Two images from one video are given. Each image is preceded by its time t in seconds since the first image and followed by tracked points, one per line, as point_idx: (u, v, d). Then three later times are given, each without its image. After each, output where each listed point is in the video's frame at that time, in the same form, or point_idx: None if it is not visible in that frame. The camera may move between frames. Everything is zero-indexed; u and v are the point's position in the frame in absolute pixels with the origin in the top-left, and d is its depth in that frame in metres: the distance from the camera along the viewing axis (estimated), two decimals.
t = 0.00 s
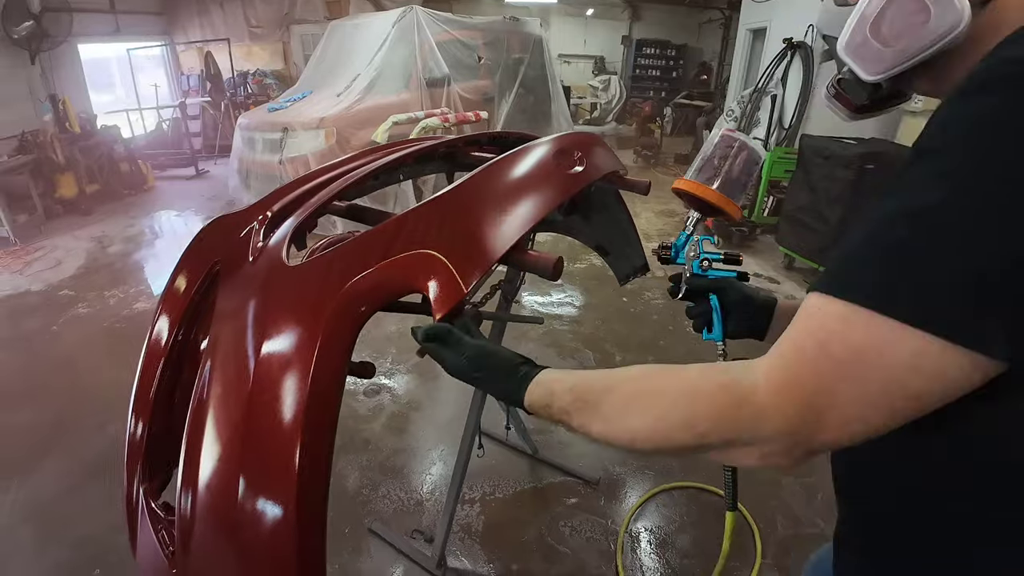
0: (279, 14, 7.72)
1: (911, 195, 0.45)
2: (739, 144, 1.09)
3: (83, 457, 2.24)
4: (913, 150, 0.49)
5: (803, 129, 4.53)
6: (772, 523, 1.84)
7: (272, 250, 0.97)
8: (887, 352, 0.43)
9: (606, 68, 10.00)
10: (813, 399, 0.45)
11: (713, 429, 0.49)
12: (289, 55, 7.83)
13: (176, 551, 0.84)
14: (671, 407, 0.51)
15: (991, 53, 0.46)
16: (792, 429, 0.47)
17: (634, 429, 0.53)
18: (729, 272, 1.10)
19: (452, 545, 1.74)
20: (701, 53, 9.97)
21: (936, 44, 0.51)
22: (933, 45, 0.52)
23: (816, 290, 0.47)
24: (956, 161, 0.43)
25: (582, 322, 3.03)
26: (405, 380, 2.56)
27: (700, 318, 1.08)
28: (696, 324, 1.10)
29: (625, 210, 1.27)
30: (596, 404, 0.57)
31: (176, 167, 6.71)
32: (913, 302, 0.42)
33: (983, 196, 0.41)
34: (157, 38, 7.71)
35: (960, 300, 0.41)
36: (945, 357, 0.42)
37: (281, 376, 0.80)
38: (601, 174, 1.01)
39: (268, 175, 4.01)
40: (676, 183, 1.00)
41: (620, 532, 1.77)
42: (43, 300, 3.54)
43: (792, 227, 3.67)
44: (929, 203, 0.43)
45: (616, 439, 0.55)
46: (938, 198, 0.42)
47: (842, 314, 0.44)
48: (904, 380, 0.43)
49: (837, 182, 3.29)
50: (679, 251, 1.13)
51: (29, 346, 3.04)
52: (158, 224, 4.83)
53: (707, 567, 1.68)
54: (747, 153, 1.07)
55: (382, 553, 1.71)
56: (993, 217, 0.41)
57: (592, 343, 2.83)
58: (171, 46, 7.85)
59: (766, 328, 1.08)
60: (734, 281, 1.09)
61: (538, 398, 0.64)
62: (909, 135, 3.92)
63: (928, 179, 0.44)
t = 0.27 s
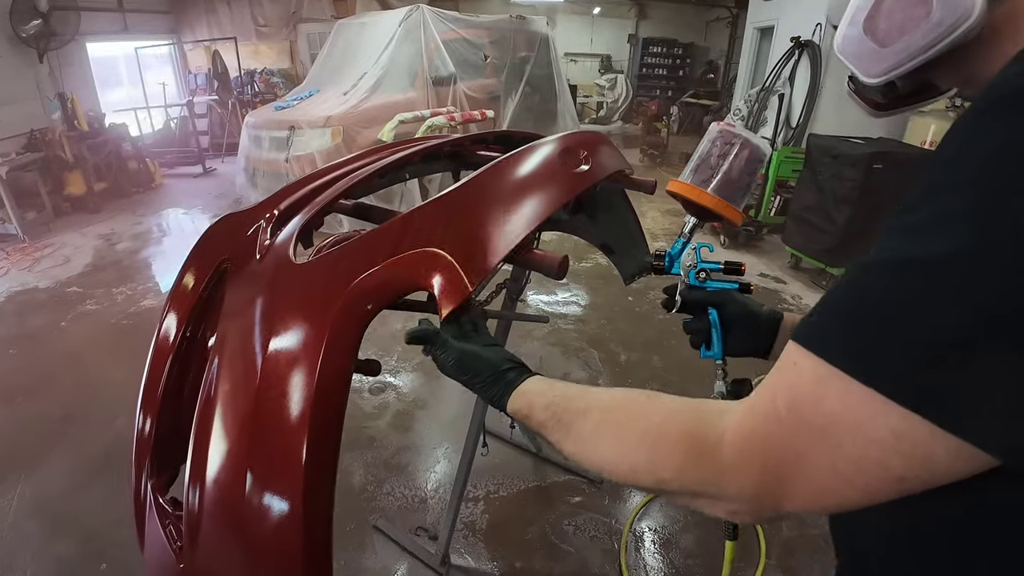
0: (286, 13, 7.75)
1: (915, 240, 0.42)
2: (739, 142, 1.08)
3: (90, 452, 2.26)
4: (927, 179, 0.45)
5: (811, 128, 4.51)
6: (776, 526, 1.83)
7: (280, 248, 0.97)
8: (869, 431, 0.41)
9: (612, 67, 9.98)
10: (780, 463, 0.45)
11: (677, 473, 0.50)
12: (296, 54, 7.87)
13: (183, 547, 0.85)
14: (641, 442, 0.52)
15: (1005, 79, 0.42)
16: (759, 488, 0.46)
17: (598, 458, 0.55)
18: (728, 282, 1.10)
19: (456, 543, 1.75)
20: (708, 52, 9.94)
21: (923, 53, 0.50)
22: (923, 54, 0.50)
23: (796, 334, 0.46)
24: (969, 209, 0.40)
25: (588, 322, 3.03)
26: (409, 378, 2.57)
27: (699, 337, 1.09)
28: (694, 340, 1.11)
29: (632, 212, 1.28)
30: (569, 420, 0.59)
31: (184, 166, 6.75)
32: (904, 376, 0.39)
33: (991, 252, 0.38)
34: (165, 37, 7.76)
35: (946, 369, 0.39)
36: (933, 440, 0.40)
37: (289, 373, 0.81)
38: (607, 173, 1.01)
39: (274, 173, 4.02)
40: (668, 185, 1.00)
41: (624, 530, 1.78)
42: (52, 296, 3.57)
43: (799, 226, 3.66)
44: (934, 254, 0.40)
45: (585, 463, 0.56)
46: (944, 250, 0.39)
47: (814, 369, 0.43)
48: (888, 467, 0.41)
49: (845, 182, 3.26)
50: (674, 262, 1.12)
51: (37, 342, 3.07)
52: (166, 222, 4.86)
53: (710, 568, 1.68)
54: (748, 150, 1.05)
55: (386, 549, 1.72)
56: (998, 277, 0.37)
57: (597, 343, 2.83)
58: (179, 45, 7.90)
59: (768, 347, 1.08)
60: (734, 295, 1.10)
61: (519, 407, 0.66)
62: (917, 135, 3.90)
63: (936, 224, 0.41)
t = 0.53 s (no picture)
0: (290, 13, 7.77)
1: (925, 261, 0.39)
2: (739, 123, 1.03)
3: (94, 450, 2.27)
4: (938, 188, 0.43)
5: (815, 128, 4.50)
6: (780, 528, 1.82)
7: (281, 246, 0.97)
8: (888, 479, 0.38)
9: (615, 66, 9.97)
10: (778, 510, 0.42)
11: (665, 506, 0.48)
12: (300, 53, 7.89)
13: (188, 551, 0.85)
14: (632, 469, 0.51)
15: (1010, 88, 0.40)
16: (754, 535, 0.44)
17: (587, 475, 0.54)
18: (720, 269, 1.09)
19: (459, 542, 1.75)
20: (711, 52, 9.92)
21: (930, 53, 0.48)
22: (921, 58, 0.49)
23: (801, 358, 0.43)
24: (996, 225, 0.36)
25: (590, 322, 3.03)
26: (412, 378, 2.57)
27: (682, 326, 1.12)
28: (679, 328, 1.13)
29: (635, 213, 1.26)
30: (561, 429, 0.59)
31: (189, 165, 6.77)
32: (919, 418, 0.36)
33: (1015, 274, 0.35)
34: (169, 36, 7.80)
35: (968, 401, 0.36)
36: (954, 490, 0.37)
37: (293, 376, 0.80)
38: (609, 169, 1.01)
39: (278, 172, 4.03)
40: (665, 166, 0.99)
41: (626, 530, 1.78)
42: (57, 295, 3.59)
43: (803, 226, 3.65)
44: (958, 273, 0.36)
45: (574, 476, 0.56)
46: (971, 269, 0.36)
47: (818, 403, 0.41)
48: (902, 519, 0.38)
49: (849, 182, 3.25)
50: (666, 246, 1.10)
51: (42, 341, 3.08)
52: (170, 221, 4.88)
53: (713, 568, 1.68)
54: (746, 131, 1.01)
55: (388, 548, 1.73)
56: (1016, 304, 0.35)
57: (600, 343, 2.82)
58: (183, 45, 7.93)
59: (753, 338, 1.09)
60: (721, 283, 1.12)
61: (514, 404, 0.69)
62: (922, 134, 3.88)
63: (958, 240, 0.38)
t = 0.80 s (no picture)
0: (291, 14, 7.80)
1: (965, 258, 0.36)
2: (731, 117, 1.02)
3: (96, 450, 2.28)
4: (949, 190, 0.41)
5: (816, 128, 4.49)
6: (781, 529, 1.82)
7: (282, 246, 0.98)
8: (898, 501, 0.36)
9: (616, 67, 9.98)
10: (772, 530, 0.41)
11: (650, 515, 0.48)
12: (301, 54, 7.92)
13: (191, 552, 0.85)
14: (618, 475, 0.51)
15: None
16: (745, 554, 0.43)
17: (576, 480, 0.54)
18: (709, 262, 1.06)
19: (460, 542, 1.76)
20: (712, 52, 9.92)
21: (941, 52, 0.47)
22: (931, 58, 0.49)
23: (803, 368, 0.42)
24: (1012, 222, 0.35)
25: (591, 322, 3.03)
26: (412, 378, 2.57)
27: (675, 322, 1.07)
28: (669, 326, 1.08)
29: (636, 214, 1.27)
30: (550, 431, 0.59)
31: (190, 166, 6.79)
32: (935, 429, 0.34)
33: None
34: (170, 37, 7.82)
35: (994, 411, 0.34)
36: (967, 510, 0.35)
37: (294, 377, 0.80)
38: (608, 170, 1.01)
39: (279, 173, 4.04)
40: (657, 155, 0.95)
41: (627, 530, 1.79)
42: (58, 296, 3.60)
43: (804, 226, 3.64)
44: (977, 273, 0.35)
45: (560, 478, 0.56)
46: (992, 267, 0.34)
47: (823, 417, 0.39)
48: (911, 548, 0.36)
49: (850, 182, 3.25)
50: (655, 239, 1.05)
51: (44, 341, 3.09)
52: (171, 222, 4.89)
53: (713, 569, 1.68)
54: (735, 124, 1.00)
55: (389, 548, 1.73)
56: None
57: (601, 343, 2.83)
58: (184, 45, 7.95)
59: (744, 336, 1.11)
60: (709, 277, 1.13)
61: (506, 403, 0.69)
62: (923, 134, 3.87)
63: (971, 238, 0.37)
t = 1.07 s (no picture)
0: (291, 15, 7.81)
1: (978, 267, 0.36)
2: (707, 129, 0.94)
3: (96, 451, 2.28)
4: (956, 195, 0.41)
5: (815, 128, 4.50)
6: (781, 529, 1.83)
7: (281, 246, 0.98)
8: (899, 511, 0.37)
9: (616, 67, 9.98)
10: (770, 533, 0.42)
11: (644, 518, 0.48)
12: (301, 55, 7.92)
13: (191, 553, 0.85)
14: (614, 477, 0.51)
15: None
16: (742, 556, 0.43)
17: (573, 484, 0.54)
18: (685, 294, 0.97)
19: (460, 543, 1.76)
20: (712, 52, 9.93)
21: (943, 51, 0.47)
22: (934, 56, 0.48)
23: (804, 372, 0.43)
24: (1016, 229, 0.35)
25: (591, 323, 3.03)
26: (412, 379, 2.57)
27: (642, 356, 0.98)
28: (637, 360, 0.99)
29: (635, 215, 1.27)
30: (546, 432, 0.59)
31: (190, 166, 6.78)
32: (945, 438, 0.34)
33: None
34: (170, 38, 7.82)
35: (1003, 422, 0.33)
36: (968, 521, 0.35)
37: (294, 378, 0.81)
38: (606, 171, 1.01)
39: (279, 174, 4.04)
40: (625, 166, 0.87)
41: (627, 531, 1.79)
42: (58, 297, 3.60)
43: (804, 226, 3.65)
44: (989, 279, 0.35)
45: (555, 480, 0.56)
46: (999, 273, 0.34)
47: (824, 420, 0.40)
48: (911, 559, 0.37)
49: (850, 182, 3.25)
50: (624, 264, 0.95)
51: (44, 342, 3.09)
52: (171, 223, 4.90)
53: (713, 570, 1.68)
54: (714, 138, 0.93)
55: (389, 550, 1.73)
56: None
57: (600, 344, 2.83)
58: (184, 47, 7.96)
59: (724, 371, 1.04)
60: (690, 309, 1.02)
61: (503, 405, 0.69)
62: (922, 134, 3.87)
63: (974, 245, 0.37)
